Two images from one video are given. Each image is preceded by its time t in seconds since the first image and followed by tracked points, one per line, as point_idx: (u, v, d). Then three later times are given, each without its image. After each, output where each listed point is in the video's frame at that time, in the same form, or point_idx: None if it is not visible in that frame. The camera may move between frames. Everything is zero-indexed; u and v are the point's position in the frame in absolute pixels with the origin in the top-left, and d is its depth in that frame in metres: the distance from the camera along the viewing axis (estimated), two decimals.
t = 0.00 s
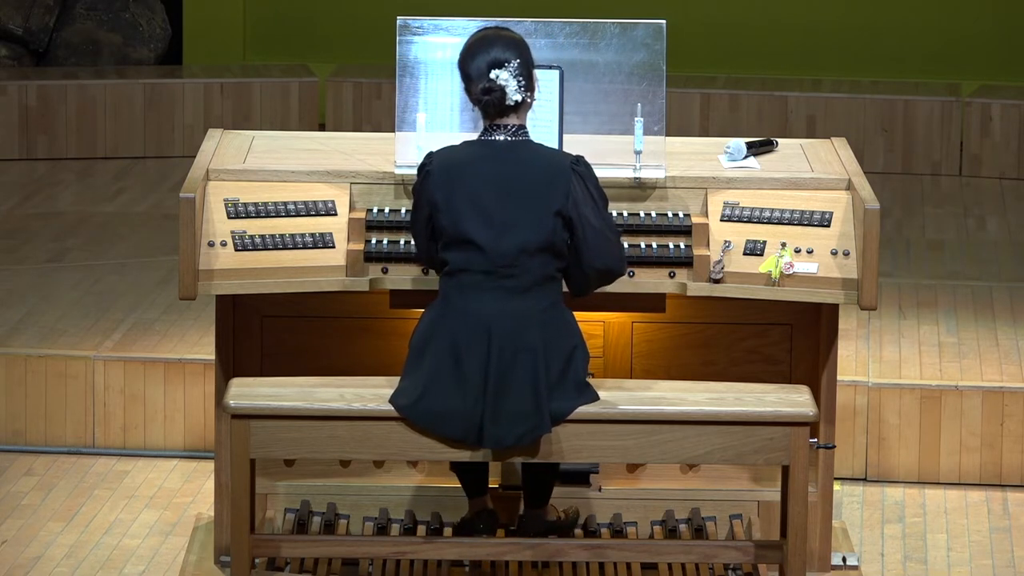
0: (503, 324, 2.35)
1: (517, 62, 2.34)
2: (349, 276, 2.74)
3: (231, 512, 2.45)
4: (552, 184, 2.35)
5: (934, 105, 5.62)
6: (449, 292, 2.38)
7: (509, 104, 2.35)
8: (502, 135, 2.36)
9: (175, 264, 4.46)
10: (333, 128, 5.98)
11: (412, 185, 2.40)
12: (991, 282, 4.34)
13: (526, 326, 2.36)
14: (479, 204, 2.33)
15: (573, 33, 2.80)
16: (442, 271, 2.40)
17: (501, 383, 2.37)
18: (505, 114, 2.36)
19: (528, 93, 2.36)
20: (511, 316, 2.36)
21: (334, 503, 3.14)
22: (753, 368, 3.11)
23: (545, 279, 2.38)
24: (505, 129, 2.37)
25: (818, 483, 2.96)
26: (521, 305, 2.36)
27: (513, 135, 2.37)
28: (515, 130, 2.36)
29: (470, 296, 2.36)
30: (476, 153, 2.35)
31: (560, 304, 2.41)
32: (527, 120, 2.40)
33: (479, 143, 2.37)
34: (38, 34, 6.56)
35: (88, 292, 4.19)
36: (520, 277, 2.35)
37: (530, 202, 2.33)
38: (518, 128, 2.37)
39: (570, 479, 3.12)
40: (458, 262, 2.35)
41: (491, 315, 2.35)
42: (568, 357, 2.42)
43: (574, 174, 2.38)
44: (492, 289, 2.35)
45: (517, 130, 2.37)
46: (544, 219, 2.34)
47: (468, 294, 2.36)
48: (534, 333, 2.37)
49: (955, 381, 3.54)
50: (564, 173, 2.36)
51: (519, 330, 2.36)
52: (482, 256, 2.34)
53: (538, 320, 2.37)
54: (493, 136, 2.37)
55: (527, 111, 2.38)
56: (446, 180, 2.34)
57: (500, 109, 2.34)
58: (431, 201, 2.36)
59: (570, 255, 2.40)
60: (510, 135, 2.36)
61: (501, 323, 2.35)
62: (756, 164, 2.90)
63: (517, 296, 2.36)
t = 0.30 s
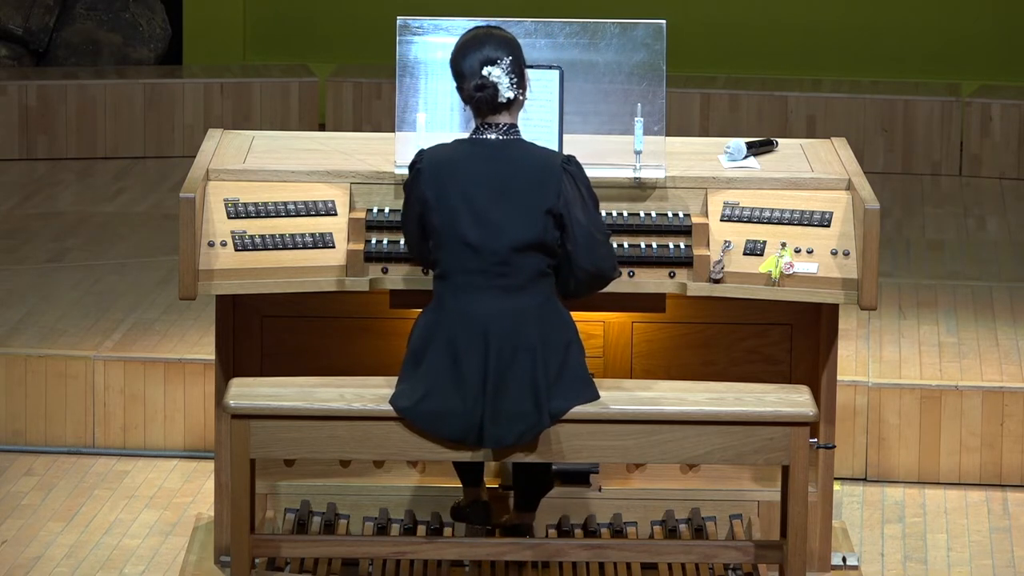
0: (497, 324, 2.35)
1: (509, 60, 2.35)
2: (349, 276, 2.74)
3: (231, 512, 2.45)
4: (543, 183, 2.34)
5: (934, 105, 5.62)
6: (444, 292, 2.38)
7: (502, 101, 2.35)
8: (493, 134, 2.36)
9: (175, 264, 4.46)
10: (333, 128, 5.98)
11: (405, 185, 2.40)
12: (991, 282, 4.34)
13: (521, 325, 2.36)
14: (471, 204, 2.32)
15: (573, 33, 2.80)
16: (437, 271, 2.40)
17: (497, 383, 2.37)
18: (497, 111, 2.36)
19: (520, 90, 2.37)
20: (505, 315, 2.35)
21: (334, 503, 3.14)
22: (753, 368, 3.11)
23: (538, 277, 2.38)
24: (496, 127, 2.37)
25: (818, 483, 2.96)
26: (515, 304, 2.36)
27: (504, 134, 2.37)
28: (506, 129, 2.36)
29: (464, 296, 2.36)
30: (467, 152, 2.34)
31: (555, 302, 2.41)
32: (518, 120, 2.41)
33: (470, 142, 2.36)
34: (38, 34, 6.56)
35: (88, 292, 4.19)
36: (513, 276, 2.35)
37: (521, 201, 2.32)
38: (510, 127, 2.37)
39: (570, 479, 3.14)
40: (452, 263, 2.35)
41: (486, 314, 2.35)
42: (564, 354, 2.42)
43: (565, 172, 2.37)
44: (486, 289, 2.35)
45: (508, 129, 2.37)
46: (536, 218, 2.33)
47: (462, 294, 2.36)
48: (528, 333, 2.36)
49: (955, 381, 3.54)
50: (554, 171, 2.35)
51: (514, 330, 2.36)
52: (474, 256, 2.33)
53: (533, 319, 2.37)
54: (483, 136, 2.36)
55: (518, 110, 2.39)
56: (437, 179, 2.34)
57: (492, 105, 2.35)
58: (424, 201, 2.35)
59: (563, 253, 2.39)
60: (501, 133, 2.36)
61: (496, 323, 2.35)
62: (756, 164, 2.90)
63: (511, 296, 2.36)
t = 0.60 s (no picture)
0: (493, 324, 2.35)
1: (500, 58, 2.35)
2: (349, 276, 2.74)
3: (231, 512, 2.45)
4: (534, 182, 2.34)
5: (934, 105, 5.62)
6: (440, 293, 2.38)
7: (493, 99, 2.35)
8: (484, 133, 2.37)
9: (175, 264, 4.46)
10: (333, 128, 5.97)
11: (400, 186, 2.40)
12: (991, 282, 4.34)
13: (517, 324, 2.36)
14: (465, 204, 2.32)
15: (573, 34, 2.80)
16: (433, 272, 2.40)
17: (495, 383, 2.37)
18: (489, 109, 2.36)
19: (511, 88, 2.37)
20: (501, 315, 2.35)
21: (334, 503, 3.14)
22: (753, 368, 3.11)
23: (532, 276, 2.37)
24: (487, 126, 2.37)
25: (818, 483, 2.96)
26: (511, 304, 2.36)
27: (495, 133, 2.37)
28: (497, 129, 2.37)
29: (459, 297, 2.36)
30: (460, 153, 2.35)
31: (551, 301, 2.41)
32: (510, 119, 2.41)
33: (463, 142, 2.37)
34: (38, 34, 6.56)
35: (88, 292, 4.19)
36: (508, 275, 2.35)
37: (514, 201, 2.32)
38: (501, 126, 2.37)
39: (569, 479, 3.14)
40: (448, 263, 2.35)
41: (482, 314, 2.35)
42: (560, 353, 2.41)
43: (557, 171, 2.37)
44: (482, 289, 2.35)
45: (499, 128, 2.37)
46: (529, 217, 2.33)
47: (458, 295, 2.36)
48: (524, 332, 2.36)
49: (955, 381, 3.54)
50: (547, 170, 2.35)
51: (510, 330, 2.36)
52: (467, 256, 2.34)
53: (527, 319, 2.37)
54: (474, 135, 2.37)
55: (510, 109, 2.39)
56: (431, 180, 2.34)
57: (483, 103, 2.35)
58: (418, 203, 2.36)
59: (558, 253, 2.39)
60: (492, 132, 2.37)
61: (491, 322, 2.35)
62: (756, 164, 2.90)
63: (505, 296, 2.36)
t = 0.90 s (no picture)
0: (495, 323, 2.35)
1: (508, 57, 2.36)
2: (349, 276, 2.74)
3: (231, 512, 2.45)
4: (539, 182, 2.35)
5: (934, 105, 5.62)
6: (442, 292, 2.38)
7: (501, 98, 2.36)
8: (489, 133, 2.37)
9: (175, 264, 4.46)
10: (333, 128, 5.98)
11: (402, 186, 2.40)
12: (991, 282, 4.34)
13: (520, 324, 2.36)
14: (468, 204, 2.32)
15: (573, 33, 2.80)
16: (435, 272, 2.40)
17: (496, 382, 2.37)
18: (496, 108, 2.37)
19: (519, 87, 2.37)
20: (504, 314, 2.35)
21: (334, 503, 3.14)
22: (753, 368, 3.11)
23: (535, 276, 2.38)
24: (492, 126, 2.38)
25: (818, 483, 2.96)
26: (514, 303, 2.36)
27: (500, 133, 2.37)
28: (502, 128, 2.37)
29: (461, 296, 2.36)
30: (464, 152, 2.35)
31: (553, 302, 2.41)
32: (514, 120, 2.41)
33: (467, 142, 2.37)
34: (38, 34, 6.56)
35: (88, 292, 4.19)
36: (511, 275, 2.35)
37: (518, 200, 2.33)
38: (506, 126, 2.38)
39: (569, 479, 3.14)
40: (451, 262, 2.35)
41: (485, 313, 2.35)
42: (562, 354, 2.42)
43: (561, 170, 2.37)
44: (485, 289, 2.35)
45: (504, 128, 2.38)
46: (533, 217, 2.34)
47: (461, 294, 2.36)
48: (527, 331, 2.37)
49: (955, 381, 3.54)
50: (551, 170, 2.36)
51: (512, 329, 2.36)
52: (471, 255, 2.34)
53: (530, 318, 2.37)
54: (479, 135, 2.37)
55: (515, 110, 2.39)
56: (434, 180, 2.34)
57: (490, 101, 2.35)
58: (421, 202, 2.36)
59: (561, 253, 2.39)
60: (497, 132, 2.37)
61: (494, 321, 2.35)
62: (756, 164, 2.90)
63: (508, 295, 2.36)
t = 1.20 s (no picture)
0: (501, 322, 2.35)
1: (525, 57, 2.37)
2: (349, 277, 2.74)
3: (231, 513, 2.45)
4: (551, 182, 2.35)
5: (934, 105, 5.62)
6: (449, 290, 2.38)
7: (516, 97, 2.37)
8: (501, 132, 2.38)
9: (176, 264, 4.46)
10: (333, 128, 5.98)
11: (413, 183, 2.40)
12: (991, 282, 4.34)
13: (526, 324, 2.36)
14: (479, 203, 2.32)
15: (573, 33, 2.80)
16: (442, 270, 2.40)
17: (499, 381, 2.37)
18: (510, 107, 2.38)
19: (533, 88, 2.39)
20: (510, 314, 2.35)
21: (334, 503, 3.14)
22: (753, 368, 3.11)
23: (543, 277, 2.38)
24: (504, 125, 2.38)
25: (818, 483, 2.96)
26: (521, 303, 2.36)
27: (512, 133, 2.38)
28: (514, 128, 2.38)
29: (468, 294, 2.36)
30: (476, 152, 2.35)
31: (560, 303, 2.41)
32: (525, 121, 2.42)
33: (479, 141, 2.37)
34: (38, 34, 6.56)
35: (88, 292, 4.19)
36: (519, 275, 2.35)
37: (530, 200, 2.33)
38: (518, 126, 2.38)
39: (569, 479, 3.14)
40: (459, 260, 2.35)
41: (491, 313, 2.35)
42: (567, 356, 2.42)
43: (573, 172, 2.38)
44: (491, 288, 2.35)
45: (516, 128, 2.38)
46: (544, 217, 2.34)
47: (468, 293, 2.36)
48: (533, 332, 2.37)
49: (955, 381, 3.54)
50: (563, 171, 2.37)
51: (518, 329, 2.36)
52: (479, 253, 2.34)
53: (537, 319, 2.37)
54: (492, 134, 2.38)
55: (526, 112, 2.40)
56: (445, 178, 2.34)
57: (506, 99, 2.36)
58: (432, 200, 2.35)
59: (571, 255, 2.40)
60: (509, 131, 2.38)
61: (500, 321, 2.35)
62: (756, 164, 2.90)
63: (516, 295, 2.35)
